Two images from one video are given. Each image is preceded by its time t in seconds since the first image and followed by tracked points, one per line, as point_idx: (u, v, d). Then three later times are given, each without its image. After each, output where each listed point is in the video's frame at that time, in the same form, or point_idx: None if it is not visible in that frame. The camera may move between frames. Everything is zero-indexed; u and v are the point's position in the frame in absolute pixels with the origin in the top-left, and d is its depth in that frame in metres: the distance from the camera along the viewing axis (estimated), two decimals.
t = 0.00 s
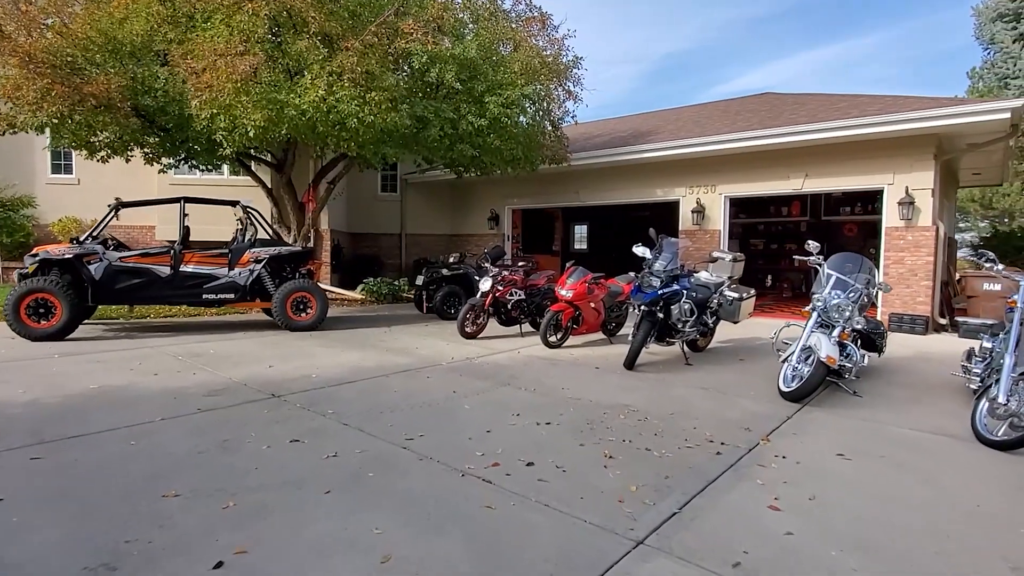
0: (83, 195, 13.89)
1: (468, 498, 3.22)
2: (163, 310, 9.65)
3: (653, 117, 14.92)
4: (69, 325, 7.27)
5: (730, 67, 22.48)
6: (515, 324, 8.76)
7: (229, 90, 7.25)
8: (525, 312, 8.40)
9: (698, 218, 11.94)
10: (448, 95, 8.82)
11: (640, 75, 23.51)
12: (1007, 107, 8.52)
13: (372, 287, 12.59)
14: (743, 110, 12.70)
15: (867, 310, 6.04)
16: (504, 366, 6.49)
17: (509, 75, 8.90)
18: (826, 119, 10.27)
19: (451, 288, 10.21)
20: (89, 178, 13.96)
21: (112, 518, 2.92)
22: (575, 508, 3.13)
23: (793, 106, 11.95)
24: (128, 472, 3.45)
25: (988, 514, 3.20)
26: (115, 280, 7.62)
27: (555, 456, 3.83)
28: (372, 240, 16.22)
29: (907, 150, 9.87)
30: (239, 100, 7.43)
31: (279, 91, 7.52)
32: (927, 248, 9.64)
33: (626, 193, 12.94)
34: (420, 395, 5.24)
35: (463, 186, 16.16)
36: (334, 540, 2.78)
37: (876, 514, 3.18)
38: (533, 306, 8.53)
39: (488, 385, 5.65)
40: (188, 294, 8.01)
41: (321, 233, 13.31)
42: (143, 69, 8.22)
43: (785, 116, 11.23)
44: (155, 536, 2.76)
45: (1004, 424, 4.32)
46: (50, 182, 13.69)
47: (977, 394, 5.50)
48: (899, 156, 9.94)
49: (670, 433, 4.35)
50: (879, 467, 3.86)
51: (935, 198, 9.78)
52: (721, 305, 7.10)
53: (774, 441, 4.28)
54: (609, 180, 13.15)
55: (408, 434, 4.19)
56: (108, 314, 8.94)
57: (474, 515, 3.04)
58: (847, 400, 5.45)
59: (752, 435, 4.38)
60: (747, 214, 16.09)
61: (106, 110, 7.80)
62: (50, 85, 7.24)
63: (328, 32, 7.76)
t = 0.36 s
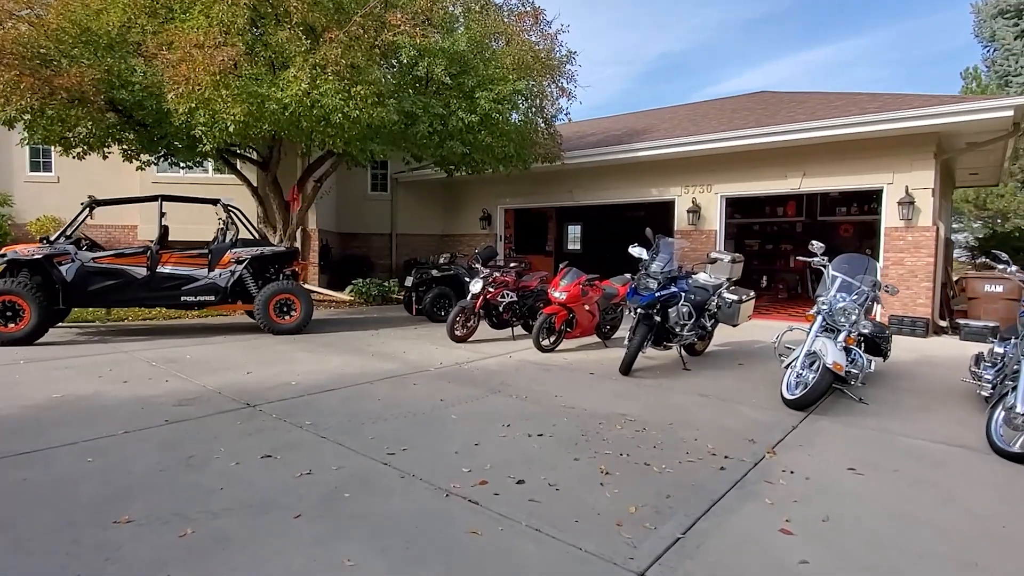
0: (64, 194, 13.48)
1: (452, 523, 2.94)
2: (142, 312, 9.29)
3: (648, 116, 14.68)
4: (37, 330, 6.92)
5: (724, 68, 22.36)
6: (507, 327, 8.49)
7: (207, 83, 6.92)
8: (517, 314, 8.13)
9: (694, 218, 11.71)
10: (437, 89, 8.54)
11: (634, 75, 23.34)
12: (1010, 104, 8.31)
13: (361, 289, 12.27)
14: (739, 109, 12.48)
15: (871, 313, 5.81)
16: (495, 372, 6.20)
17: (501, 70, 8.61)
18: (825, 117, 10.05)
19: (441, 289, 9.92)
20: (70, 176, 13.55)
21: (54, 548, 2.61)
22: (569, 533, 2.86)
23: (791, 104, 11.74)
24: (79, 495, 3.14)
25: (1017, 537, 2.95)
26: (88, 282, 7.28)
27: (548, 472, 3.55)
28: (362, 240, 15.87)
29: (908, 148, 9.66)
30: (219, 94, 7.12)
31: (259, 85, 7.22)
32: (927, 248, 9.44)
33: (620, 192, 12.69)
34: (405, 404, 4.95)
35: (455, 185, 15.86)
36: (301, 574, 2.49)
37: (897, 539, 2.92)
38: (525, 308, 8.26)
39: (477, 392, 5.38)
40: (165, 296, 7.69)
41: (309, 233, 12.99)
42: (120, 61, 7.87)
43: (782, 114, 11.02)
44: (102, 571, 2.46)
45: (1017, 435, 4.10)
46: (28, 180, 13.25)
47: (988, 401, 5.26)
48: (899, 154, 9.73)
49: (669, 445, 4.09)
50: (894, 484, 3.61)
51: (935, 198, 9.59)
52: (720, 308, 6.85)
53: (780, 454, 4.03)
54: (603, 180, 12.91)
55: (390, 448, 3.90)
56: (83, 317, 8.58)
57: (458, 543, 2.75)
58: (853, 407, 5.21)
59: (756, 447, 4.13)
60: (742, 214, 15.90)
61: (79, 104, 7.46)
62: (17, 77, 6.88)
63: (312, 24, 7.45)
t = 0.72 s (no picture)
0: (51, 192, 13.16)
1: (445, 553, 2.66)
2: (128, 315, 8.99)
3: (649, 114, 14.43)
4: (13, 335, 6.63)
5: (726, 67, 22.12)
6: (505, 331, 8.22)
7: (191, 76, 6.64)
8: (515, 318, 7.87)
9: (696, 218, 11.45)
10: (432, 85, 8.28)
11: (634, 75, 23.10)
12: None
13: (356, 291, 11.98)
14: (741, 107, 12.23)
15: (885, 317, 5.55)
16: (493, 379, 5.93)
17: (500, 64, 8.34)
18: (831, 115, 9.80)
19: (437, 292, 9.65)
20: (58, 175, 13.23)
21: None
22: (574, 565, 2.58)
23: (795, 102, 11.50)
24: (33, 521, 2.84)
25: None
26: (68, 284, 7.00)
27: (549, 494, 3.27)
28: (357, 241, 15.56)
29: (916, 147, 9.41)
30: (205, 89, 6.84)
31: (248, 79, 6.94)
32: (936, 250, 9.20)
33: (621, 191, 12.42)
34: (397, 415, 4.67)
35: (453, 185, 15.59)
36: None
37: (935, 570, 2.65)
38: (524, 311, 7.99)
39: (473, 401, 5.10)
40: (150, 298, 7.40)
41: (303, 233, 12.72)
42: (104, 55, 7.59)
43: (787, 112, 10.76)
44: None
45: None
46: (14, 179, 12.94)
47: (1010, 412, 5.01)
48: (907, 153, 9.48)
49: (678, 461, 3.82)
50: (922, 505, 3.35)
51: (944, 198, 9.34)
52: (726, 311, 6.57)
53: (796, 471, 3.76)
54: (602, 179, 12.66)
55: (378, 465, 3.62)
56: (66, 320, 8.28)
57: None
58: (869, 418, 4.96)
59: (771, 464, 3.86)
60: (743, 214, 15.68)
61: (60, 99, 7.17)
62: None
63: (302, 15, 7.16)
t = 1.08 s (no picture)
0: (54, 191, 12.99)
1: None
2: (129, 316, 8.78)
3: (661, 111, 14.12)
4: (9, 336, 6.41)
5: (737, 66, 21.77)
6: (517, 333, 7.95)
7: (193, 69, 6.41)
8: (527, 320, 7.61)
9: (712, 217, 11.13)
10: (442, 78, 8.02)
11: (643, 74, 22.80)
12: None
13: (362, 291, 11.70)
14: (758, 103, 11.91)
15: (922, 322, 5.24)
16: (506, 385, 5.65)
17: (511, 57, 8.08)
18: (853, 110, 9.47)
19: (446, 292, 9.40)
20: (61, 173, 13.06)
21: None
22: None
23: (813, 97, 11.17)
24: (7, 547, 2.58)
25: None
26: (65, 284, 6.78)
27: (573, 516, 2.99)
28: (364, 240, 15.34)
29: (943, 143, 9.06)
30: (207, 82, 6.61)
31: (251, 72, 6.71)
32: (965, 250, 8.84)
33: (634, 190, 12.13)
34: (406, 424, 4.41)
35: (461, 183, 15.33)
36: None
37: None
38: (536, 313, 7.75)
39: (487, 409, 4.83)
40: (150, 299, 7.17)
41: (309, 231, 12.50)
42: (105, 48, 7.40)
43: (806, 107, 10.43)
44: None
45: None
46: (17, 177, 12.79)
47: None
48: (934, 150, 9.13)
49: (710, 479, 3.53)
50: (983, 529, 3.05)
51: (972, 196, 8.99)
52: (750, 314, 6.26)
53: (839, 491, 3.47)
54: (615, 178, 12.38)
55: (387, 482, 3.36)
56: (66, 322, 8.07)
57: None
58: (908, 429, 4.65)
59: (811, 483, 3.57)
60: (757, 213, 15.34)
61: (59, 93, 6.97)
62: None
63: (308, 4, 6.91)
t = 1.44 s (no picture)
0: (94, 193, 13.22)
1: None
2: (165, 317, 8.80)
3: (699, 107, 13.69)
4: (47, 338, 6.42)
5: (775, 61, 21.09)
6: (553, 338, 7.69)
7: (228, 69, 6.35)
8: (564, 324, 7.36)
9: (754, 216, 10.69)
10: (478, 75, 7.83)
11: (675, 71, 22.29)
12: None
13: (393, 292, 11.59)
14: (802, 97, 11.42)
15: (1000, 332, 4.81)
16: (545, 393, 5.41)
17: (548, 52, 7.85)
18: (908, 102, 8.95)
19: (479, 295, 9.20)
20: (101, 175, 13.29)
21: None
22: None
23: (863, 90, 10.64)
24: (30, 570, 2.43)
25: None
26: (102, 286, 6.79)
27: (630, 547, 2.73)
28: (395, 240, 15.28)
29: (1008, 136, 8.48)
30: (241, 82, 6.54)
31: (285, 71, 6.62)
32: None
33: (672, 188, 11.74)
34: (443, 435, 4.20)
35: (492, 183, 15.14)
36: None
37: None
38: (572, 317, 7.50)
39: (527, 420, 4.60)
40: (185, 301, 7.15)
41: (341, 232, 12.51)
42: (142, 51, 7.41)
43: (856, 100, 9.92)
44: None
45: None
46: (60, 179, 13.08)
47: None
48: (997, 144, 8.55)
49: (776, 504, 3.24)
50: None
51: None
52: (802, 320, 5.90)
53: (921, 520, 3.14)
54: (651, 176, 12.03)
55: (426, 502, 3.16)
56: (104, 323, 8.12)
57: None
58: (987, 448, 4.25)
59: (889, 511, 3.24)
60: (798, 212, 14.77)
61: (96, 95, 6.98)
62: (27, 65, 6.42)
63: None
